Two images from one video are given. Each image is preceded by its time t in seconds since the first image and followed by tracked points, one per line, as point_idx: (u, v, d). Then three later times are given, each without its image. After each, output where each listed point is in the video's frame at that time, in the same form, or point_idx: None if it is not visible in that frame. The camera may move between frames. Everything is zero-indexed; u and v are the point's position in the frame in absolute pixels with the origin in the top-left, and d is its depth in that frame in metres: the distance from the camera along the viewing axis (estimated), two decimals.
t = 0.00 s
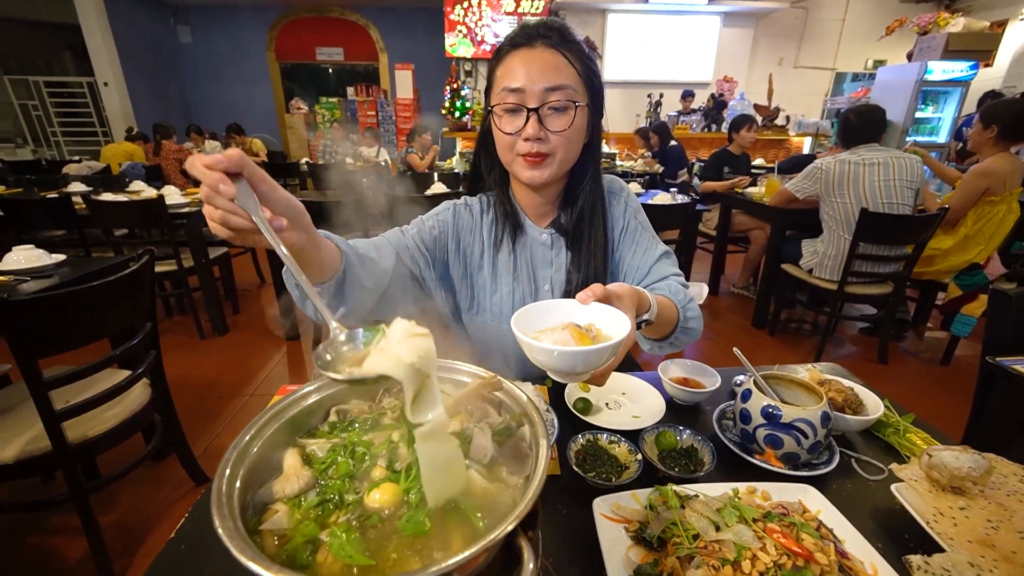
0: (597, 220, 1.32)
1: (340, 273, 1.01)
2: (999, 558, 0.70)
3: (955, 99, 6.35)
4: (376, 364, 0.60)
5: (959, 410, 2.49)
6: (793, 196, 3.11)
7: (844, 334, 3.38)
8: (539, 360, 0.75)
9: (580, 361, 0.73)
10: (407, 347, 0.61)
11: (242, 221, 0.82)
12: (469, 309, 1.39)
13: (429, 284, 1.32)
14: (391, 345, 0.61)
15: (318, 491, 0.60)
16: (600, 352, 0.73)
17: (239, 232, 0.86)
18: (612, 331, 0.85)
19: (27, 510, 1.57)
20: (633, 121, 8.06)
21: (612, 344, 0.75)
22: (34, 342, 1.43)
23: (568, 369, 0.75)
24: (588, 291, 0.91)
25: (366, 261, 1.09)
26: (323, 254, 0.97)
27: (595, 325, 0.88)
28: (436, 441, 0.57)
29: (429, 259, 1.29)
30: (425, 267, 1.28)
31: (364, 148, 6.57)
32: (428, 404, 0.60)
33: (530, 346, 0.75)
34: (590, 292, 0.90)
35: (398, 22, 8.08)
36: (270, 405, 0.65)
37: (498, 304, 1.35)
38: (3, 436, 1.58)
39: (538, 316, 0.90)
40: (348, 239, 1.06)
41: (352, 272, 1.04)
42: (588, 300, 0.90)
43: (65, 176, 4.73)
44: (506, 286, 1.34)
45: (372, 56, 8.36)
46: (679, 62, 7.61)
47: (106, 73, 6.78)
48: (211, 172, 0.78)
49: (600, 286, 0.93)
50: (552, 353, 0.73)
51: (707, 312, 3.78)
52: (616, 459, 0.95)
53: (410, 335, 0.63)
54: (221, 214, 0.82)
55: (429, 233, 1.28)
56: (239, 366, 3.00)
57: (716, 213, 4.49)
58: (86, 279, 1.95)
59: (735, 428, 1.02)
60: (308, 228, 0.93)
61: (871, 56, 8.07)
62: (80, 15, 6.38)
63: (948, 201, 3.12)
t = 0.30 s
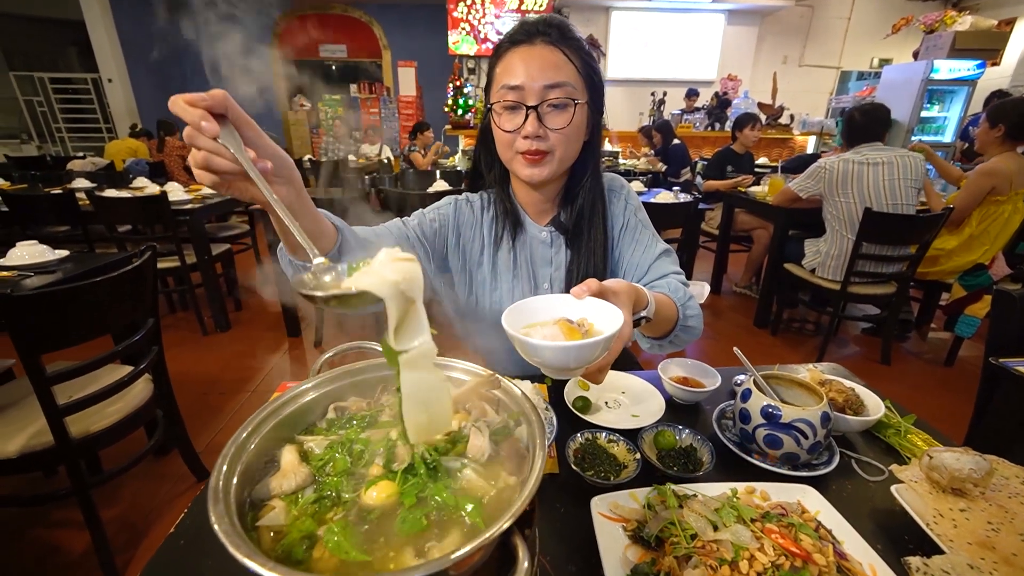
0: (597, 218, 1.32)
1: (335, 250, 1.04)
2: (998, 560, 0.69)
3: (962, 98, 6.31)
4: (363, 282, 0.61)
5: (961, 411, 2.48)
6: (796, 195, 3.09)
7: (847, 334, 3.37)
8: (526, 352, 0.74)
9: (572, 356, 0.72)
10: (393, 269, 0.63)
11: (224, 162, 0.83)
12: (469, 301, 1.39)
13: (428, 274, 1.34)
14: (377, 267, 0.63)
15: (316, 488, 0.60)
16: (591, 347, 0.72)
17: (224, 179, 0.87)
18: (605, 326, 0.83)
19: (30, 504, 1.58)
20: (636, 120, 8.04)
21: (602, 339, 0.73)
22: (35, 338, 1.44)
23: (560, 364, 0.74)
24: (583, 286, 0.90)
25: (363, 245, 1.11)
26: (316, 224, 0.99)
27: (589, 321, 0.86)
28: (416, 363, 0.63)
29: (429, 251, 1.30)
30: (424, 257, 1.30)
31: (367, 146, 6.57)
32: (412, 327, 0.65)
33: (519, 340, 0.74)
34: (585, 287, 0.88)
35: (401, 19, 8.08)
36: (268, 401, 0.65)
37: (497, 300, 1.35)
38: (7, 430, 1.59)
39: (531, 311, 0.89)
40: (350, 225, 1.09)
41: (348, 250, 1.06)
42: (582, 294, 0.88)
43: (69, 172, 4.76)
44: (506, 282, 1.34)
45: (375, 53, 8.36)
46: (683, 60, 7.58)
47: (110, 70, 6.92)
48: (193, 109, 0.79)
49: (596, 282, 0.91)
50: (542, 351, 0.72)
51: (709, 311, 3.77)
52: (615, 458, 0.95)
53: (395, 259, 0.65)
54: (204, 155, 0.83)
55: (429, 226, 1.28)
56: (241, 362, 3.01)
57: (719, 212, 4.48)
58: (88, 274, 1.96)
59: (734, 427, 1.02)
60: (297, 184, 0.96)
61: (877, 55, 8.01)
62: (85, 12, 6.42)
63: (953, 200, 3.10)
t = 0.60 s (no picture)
0: (601, 216, 1.31)
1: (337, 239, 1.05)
2: (1013, 564, 0.68)
3: (975, 93, 6.21)
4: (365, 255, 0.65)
5: (973, 410, 2.44)
6: (805, 192, 3.05)
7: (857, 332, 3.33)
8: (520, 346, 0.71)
9: (564, 349, 0.70)
10: (395, 243, 0.67)
11: (223, 143, 0.84)
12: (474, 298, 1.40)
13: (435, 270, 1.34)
14: (379, 242, 0.68)
15: (318, 487, 0.60)
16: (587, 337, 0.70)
17: (223, 159, 0.88)
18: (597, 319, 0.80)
19: (42, 500, 1.60)
20: (642, 117, 7.99)
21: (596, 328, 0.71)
22: (46, 336, 1.45)
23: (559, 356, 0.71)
24: (577, 278, 0.87)
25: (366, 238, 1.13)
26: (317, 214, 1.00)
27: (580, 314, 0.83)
28: (424, 337, 0.68)
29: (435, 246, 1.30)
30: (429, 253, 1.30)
31: (373, 145, 6.59)
32: (417, 301, 0.70)
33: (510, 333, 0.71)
34: (578, 279, 0.86)
35: (406, 18, 8.08)
36: (269, 401, 0.65)
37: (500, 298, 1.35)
38: (20, 428, 1.61)
39: (516, 307, 0.87)
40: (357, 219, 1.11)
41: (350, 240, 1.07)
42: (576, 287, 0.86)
43: (80, 173, 4.82)
44: (509, 281, 1.34)
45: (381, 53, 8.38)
46: (690, 56, 7.53)
47: (120, 72, 6.96)
48: (188, 88, 0.80)
49: (590, 274, 0.88)
50: (541, 348, 0.69)
51: (717, 309, 3.74)
52: (620, 457, 0.94)
53: (398, 234, 0.69)
54: (202, 135, 0.83)
55: (434, 220, 1.28)
56: (249, 361, 3.03)
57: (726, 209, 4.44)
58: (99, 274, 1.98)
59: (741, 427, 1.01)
60: (296, 165, 1.00)
61: (887, 49, 7.90)
62: (94, 14, 6.47)
63: (966, 196, 3.05)
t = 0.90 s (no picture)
0: (605, 214, 1.30)
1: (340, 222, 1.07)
2: None
3: (989, 87, 6.11)
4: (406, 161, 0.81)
5: (985, 411, 2.40)
6: (812, 189, 3.00)
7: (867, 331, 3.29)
8: (512, 357, 0.69)
9: (558, 353, 0.68)
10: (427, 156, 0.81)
11: (239, 87, 0.78)
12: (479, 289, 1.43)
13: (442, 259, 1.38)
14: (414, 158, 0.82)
15: (319, 487, 0.59)
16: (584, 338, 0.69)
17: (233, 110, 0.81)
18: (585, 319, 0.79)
19: (54, 497, 1.62)
20: (649, 115, 7.94)
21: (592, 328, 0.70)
22: (57, 335, 1.47)
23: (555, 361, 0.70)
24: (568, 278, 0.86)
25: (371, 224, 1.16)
26: (326, 200, 1.02)
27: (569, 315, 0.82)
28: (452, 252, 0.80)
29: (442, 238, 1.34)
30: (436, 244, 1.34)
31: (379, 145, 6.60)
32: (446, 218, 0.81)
33: (501, 342, 0.68)
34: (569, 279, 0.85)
35: (413, 18, 8.10)
36: (272, 400, 0.65)
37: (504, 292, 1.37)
38: (32, 425, 1.64)
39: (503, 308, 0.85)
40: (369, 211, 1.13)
41: (355, 223, 1.10)
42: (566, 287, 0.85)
43: (92, 174, 4.88)
44: (513, 276, 1.36)
45: (387, 53, 8.39)
46: (697, 53, 7.47)
47: (130, 73, 6.92)
48: (200, 29, 0.74)
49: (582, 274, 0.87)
50: (537, 354, 0.68)
51: (724, 308, 3.70)
52: (624, 458, 0.94)
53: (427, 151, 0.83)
54: (214, 81, 0.76)
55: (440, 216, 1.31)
56: (257, 359, 3.05)
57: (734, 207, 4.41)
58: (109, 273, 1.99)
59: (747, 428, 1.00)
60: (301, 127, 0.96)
61: (898, 44, 7.78)
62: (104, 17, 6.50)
63: (980, 193, 3.00)
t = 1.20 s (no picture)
0: (606, 211, 1.30)
1: (350, 216, 1.06)
2: None
3: (1000, 82, 6.02)
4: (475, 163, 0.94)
5: (994, 410, 2.37)
6: (818, 186, 2.97)
7: (875, 329, 3.25)
8: (500, 353, 0.67)
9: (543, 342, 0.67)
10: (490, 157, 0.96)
11: (282, 83, 0.77)
12: (477, 277, 1.50)
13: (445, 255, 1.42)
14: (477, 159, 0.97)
15: (315, 487, 0.59)
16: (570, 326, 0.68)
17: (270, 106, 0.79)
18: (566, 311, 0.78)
19: (62, 494, 1.64)
20: (654, 112, 7.90)
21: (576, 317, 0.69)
22: (63, 335, 1.48)
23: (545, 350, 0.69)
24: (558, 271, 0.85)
25: (378, 219, 1.16)
26: (339, 197, 1.02)
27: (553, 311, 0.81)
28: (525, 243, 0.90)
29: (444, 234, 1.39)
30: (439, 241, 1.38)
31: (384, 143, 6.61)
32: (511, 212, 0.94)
33: (484, 337, 0.67)
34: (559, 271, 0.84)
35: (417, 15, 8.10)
36: (267, 400, 0.65)
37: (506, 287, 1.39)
38: (38, 424, 1.65)
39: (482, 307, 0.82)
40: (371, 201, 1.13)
41: (363, 217, 1.10)
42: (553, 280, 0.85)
43: (100, 174, 4.93)
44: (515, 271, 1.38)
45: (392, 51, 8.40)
46: (703, 49, 7.41)
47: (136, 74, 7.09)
48: (238, 27, 0.72)
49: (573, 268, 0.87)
50: (523, 346, 0.66)
51: (730, 306, 3.68)
52: (624, 457, 0.93)
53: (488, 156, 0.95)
54: (255, 79, 0.75)
55: (441, 213, 1.37)
56: (262, 358, 3.07)
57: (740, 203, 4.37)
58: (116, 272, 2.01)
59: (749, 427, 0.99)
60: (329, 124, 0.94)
61: (908, 38, 7.69)
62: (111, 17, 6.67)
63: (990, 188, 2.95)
